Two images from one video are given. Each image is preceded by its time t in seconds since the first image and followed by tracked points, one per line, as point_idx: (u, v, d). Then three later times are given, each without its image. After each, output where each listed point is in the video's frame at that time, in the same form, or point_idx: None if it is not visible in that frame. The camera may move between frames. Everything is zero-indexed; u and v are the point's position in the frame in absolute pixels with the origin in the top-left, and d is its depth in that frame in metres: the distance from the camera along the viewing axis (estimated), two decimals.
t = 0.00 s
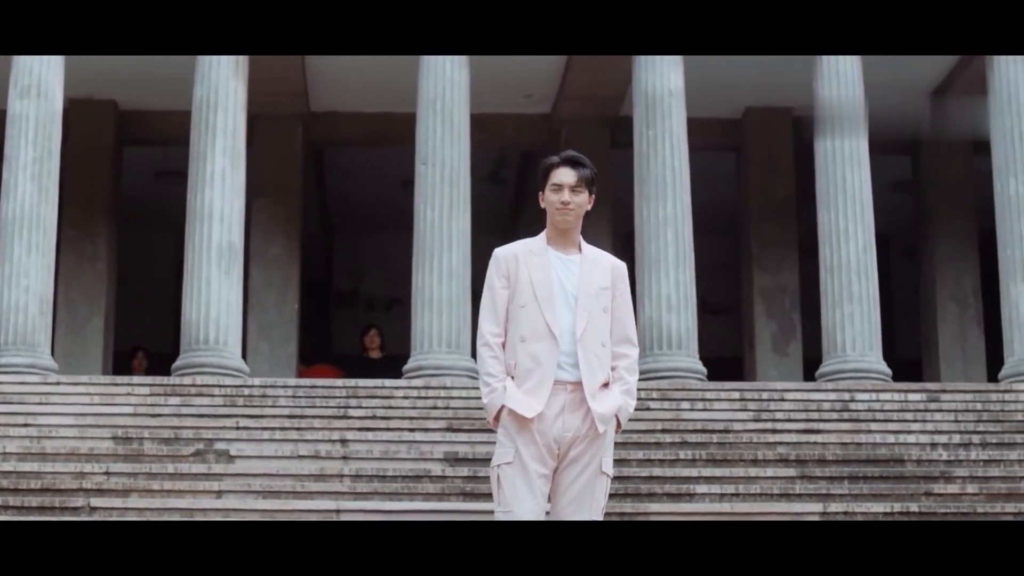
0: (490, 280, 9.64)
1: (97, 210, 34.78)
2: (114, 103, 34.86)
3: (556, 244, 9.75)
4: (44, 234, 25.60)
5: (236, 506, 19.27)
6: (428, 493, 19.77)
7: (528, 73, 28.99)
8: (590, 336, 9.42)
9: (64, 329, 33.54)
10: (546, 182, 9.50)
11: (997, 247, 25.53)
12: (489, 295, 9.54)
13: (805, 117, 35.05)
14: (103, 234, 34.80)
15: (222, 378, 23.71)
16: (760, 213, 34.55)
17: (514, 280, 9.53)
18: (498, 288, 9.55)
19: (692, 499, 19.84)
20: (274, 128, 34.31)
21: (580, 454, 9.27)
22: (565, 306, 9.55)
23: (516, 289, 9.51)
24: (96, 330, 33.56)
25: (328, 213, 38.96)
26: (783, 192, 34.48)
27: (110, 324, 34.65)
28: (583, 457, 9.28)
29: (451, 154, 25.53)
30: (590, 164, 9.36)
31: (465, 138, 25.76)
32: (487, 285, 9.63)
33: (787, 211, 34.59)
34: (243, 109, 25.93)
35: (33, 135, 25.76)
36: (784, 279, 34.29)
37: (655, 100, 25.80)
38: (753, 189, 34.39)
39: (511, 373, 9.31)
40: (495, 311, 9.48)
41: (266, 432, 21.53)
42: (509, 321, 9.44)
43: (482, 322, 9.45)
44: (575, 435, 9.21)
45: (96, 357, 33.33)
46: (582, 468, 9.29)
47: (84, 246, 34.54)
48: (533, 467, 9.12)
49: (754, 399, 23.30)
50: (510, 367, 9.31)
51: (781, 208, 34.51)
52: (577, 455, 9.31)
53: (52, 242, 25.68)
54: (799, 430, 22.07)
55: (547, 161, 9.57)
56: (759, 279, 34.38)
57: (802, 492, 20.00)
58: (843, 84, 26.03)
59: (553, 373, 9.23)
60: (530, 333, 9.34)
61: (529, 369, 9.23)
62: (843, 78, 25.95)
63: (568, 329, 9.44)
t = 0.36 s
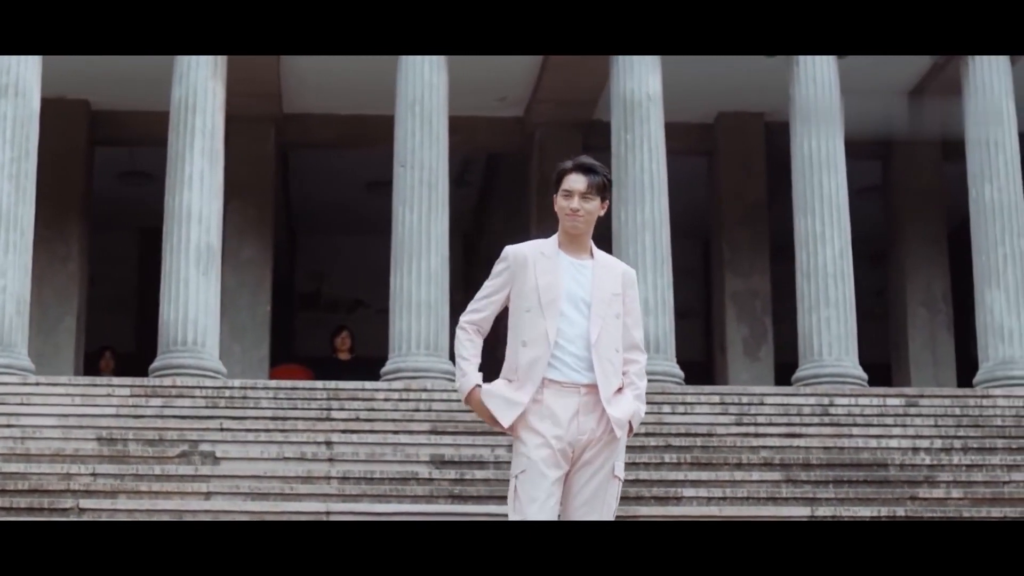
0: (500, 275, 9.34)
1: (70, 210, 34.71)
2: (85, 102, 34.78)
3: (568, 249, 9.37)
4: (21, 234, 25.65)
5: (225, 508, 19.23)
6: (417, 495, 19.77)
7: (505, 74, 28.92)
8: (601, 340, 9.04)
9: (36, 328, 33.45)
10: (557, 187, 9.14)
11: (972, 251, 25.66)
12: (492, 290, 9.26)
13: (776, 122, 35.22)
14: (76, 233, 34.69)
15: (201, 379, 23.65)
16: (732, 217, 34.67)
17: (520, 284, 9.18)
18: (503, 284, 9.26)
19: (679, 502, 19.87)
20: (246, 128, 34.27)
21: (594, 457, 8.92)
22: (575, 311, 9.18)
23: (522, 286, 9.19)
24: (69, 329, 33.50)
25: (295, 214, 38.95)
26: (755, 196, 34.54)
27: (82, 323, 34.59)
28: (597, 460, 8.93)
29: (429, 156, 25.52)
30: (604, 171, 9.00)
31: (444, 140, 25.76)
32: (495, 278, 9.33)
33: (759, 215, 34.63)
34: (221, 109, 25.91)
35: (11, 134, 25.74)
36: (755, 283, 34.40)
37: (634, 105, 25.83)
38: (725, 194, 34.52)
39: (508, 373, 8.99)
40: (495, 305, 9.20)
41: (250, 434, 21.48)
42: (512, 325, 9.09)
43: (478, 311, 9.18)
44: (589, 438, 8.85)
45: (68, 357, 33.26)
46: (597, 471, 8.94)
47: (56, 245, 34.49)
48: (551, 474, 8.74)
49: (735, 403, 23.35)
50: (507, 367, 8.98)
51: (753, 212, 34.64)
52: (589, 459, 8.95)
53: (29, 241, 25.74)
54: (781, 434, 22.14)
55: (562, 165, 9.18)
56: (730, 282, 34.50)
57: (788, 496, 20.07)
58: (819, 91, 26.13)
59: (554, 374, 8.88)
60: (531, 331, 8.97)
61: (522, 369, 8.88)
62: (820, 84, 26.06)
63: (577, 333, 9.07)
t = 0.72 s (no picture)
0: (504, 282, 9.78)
1: (35, 209, 34.57)
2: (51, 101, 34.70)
3: (571, 254, 9.84)
4: None
5: (208, 508, 19.22)
6: (399, 497, 19.80)
7: (475, 72, 28.78)
8: (606, 346, 9.52)
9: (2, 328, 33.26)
10: (573, 194, 9.56)
11: (940, 257, 25.89)
12: (499, 296, 9.69)
13: (745, 125, 35.26)
14: (43, 233, 34.58)
15: (175, 380, 23.61)
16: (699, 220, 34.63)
17: (529, 288, 9.65)
18: (509, 290, 9.71)
19: (661, 504, 19.93)
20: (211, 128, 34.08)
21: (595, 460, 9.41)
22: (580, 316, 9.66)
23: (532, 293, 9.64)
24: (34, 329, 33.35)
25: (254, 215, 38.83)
26: (719, 201, 34.50)
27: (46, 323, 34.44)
28: (597, 463, 9.41)
29: (401, 158, 25.53)
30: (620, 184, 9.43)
31: (416, 141, 25.79)
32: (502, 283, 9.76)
33: (725, 219, 34.68)
34: (193, 109, 25.86)
35: None
36: (720, 288, 34.34)
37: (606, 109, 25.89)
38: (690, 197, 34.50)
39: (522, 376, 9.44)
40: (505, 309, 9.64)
41: (229, 434, 21.46)
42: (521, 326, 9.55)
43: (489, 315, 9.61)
44: (591, 441, 9.33)
45: (33, 358, 33.12)
46: (595, 475, 9.42)
47: (23, 246, 34.36)
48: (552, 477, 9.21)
49: (708, 407, 23.45)
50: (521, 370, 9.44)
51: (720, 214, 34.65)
52: (590, 462, 9.43)
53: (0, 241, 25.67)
54: (757, 438, 22.27)
55: (576, 171, 9.62)
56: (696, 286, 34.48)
57: (768, 500, 20.19)
58: (789, 98, 26.23)
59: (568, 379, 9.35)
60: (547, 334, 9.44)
61: (529, 372, 9.34)
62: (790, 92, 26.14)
63: (583, 337, 9.54)
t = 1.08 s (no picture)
0: (506, 282, 10.15)
1: None
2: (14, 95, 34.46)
3: (573, 254, 10.18)
4: None
5: (192, 507, 19.21)
6: (382, 497, 19.85)
7: (443, 70, 28.65)
8: (611, 347, 9.86)
9: None
10: (580, 197, 9.91)
11: (908, 261, 26.04)
12: (508, 289, 10.03)
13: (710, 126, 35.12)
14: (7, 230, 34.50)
15: (149, 378, 23.54)
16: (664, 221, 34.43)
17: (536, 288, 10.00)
18: (516, 285, 10.06)
19: (642, 505, 20.00)
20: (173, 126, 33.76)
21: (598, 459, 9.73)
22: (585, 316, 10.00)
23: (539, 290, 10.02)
24: None
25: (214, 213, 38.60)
26: (686, 201, 34.41)
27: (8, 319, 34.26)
28: (601, 462, 9.73)
29: (375, 156, 25.52)
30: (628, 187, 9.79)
31: (389, 141, 25.79)
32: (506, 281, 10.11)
33: (692, 220, 34.60)
34: (166, 107, 25.80)
35: None
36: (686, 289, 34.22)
37: (578, 110, 25.93)
38: (655, 198, 34.32)
39: (531, 371, 9.76)
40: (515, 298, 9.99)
41: (207, 433, 21.44)
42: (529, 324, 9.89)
43: (501, 303, 9.93)
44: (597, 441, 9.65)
45: None
46: (599, 474, 9.74)
47: None
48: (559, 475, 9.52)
49: (682, 408, 23.53)
50: (531, 364, 9.76)
51: (685, 215, 34.46)
52: (594, 462, 9.75)
53: None
54: (733, 439, 22.39)
55: (583, 175, 9.96)
56: (661, 287, 34.25)
57: (748, 501, 20.30)
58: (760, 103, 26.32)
59: (577, 380, 9.68)
60: (558, 328, 9.77)
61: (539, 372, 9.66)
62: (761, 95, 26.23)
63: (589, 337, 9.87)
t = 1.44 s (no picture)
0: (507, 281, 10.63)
1: None
2: None
3: (574, 254, 10.69)
4: None
5: (175, 506, 19.20)
6: (363, 495, 19.93)
7: (412, 68, 28.60)
8: (611, 348, 10.34)
9: None
10: (579, 196, 10.37)
11: (875, 262, 26.21)
12: (507, 291, 10.53)
13: (670, 127, 34.97)
14: None
15: (121, 375, 23.43)
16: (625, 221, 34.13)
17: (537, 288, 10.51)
18: (518, 287, 10.56)
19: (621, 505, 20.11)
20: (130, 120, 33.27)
21: (599, 459, 10.19)
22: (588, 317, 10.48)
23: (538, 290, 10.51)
24: None
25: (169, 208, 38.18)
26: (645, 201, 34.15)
27: None
28: (601, 461, 10.20)
29: (346, 155, 25.55)
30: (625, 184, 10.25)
31: (360, 139, 25.82)
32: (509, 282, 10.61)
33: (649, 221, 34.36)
34: (136, 104, 25.75)
35: None
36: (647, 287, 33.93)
37: (548, 109, 26.04)
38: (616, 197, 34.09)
39: (532, 372, 10.25)
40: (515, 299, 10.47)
41: (184, 431, 21.43)
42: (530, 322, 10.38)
43: (502, 304, 10.42)
44: (597, 441, 10.12)
45: None
46: (599, 473, 10.20)
47: None
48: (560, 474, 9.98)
49: (652, 406, 23.59)
50: (532, 365, 10.24)
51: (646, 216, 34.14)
52: (595, 461, 10.20)
53: None
54: (707, 440, 22.53)
55: (582, 175, 10.40)
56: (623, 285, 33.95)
57: (725, 501, 20.46)
58: (729, 105, 26.41)
59: (576, 382, 10.17)
60: (558, 330, 10.26)
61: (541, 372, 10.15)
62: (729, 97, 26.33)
63: (590, 339, 10.36)
